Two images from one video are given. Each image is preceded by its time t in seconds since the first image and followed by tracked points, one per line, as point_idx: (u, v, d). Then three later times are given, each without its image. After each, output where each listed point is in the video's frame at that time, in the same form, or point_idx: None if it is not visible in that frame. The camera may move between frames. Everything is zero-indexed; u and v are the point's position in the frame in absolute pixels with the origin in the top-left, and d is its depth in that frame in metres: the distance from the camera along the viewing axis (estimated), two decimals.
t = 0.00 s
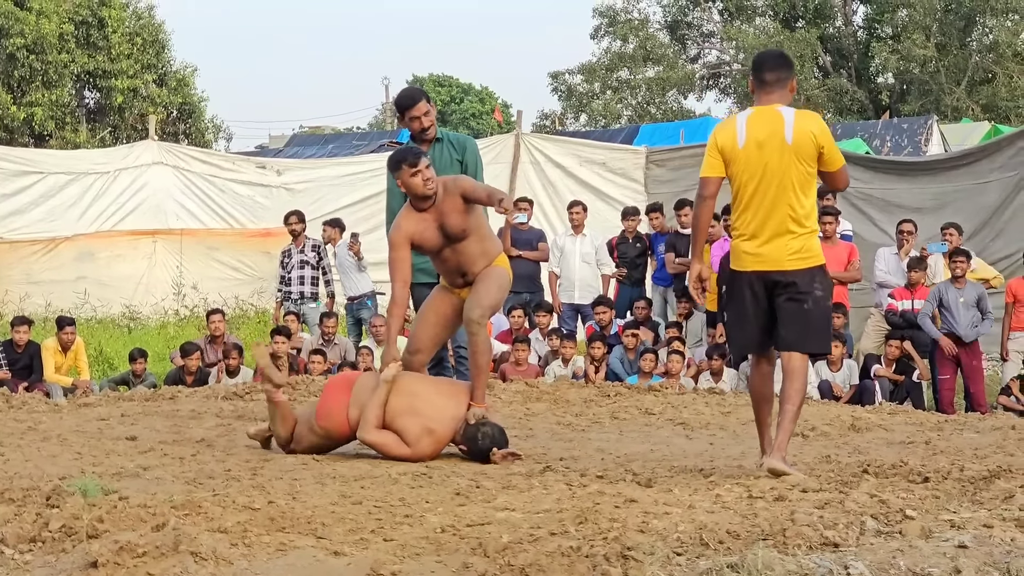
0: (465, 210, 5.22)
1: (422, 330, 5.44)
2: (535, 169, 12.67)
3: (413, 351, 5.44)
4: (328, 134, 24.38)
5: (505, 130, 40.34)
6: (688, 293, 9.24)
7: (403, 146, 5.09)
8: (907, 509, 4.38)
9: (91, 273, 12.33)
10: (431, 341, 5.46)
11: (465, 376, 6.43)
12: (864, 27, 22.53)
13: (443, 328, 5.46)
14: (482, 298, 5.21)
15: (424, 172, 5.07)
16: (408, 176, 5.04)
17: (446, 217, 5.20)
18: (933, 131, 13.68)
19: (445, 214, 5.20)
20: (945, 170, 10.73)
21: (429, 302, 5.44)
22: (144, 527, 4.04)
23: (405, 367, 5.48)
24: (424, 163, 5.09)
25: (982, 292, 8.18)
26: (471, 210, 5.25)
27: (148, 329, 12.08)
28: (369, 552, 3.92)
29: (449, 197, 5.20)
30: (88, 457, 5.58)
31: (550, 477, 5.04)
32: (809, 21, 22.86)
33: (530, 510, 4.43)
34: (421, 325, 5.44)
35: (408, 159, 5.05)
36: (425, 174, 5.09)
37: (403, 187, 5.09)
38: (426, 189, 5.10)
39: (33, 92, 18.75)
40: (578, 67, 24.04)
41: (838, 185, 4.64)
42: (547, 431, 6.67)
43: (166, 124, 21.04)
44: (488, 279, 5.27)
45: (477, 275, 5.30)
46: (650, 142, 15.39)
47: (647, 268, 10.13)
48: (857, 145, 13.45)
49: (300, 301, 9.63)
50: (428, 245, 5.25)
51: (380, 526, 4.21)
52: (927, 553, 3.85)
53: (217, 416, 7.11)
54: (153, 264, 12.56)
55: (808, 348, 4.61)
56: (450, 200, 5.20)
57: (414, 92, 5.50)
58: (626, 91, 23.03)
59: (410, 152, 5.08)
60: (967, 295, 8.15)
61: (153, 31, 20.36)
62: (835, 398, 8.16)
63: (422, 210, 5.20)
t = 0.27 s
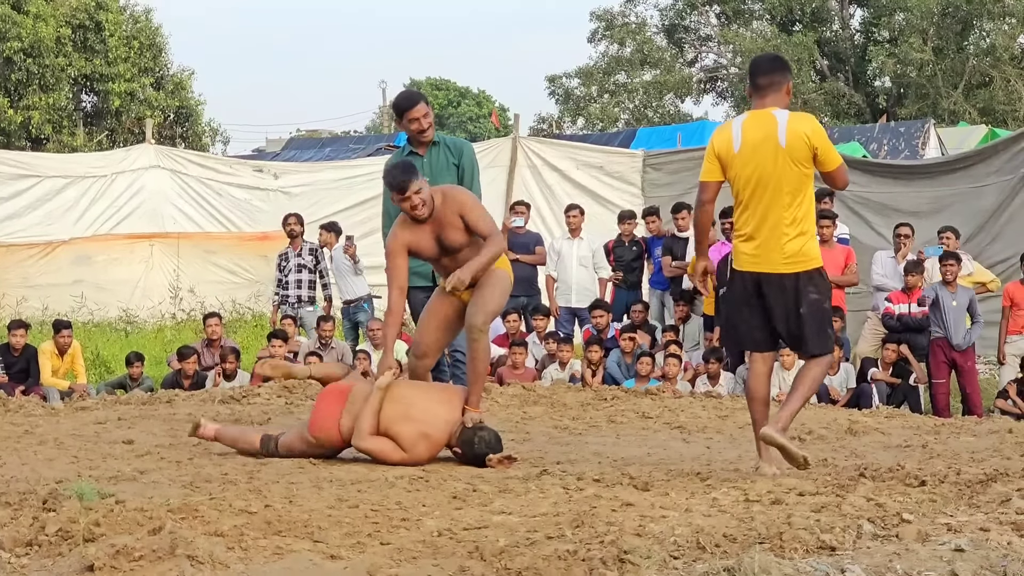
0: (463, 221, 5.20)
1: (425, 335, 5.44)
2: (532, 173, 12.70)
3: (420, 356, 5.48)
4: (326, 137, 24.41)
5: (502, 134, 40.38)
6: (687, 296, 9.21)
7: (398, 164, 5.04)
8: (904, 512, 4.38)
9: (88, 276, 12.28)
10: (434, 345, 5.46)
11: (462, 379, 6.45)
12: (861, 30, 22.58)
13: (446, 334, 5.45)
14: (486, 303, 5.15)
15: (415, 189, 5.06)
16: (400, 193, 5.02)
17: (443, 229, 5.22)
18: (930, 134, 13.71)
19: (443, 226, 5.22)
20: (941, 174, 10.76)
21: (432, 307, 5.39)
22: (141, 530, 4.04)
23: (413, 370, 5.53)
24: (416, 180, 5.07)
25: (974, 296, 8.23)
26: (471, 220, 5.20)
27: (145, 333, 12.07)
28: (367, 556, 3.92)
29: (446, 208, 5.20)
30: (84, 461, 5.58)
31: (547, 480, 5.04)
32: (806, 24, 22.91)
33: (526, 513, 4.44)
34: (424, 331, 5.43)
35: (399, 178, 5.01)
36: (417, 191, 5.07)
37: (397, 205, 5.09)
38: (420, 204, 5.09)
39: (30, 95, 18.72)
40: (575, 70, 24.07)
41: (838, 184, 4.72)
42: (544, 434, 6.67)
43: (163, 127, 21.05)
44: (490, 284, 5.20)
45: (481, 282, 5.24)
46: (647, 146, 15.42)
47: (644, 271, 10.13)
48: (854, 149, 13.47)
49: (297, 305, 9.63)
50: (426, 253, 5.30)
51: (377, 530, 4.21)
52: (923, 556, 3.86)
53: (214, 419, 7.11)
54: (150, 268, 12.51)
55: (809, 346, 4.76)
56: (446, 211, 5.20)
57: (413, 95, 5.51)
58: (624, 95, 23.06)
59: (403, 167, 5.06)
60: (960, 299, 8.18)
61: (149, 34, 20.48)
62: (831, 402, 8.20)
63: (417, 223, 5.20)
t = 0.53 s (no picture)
0: (463, 229, 5.16)
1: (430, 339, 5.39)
2: (533, 176, 12.67)
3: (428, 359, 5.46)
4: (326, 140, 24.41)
5: (501, 137, 40.39)
6: (687, 299, 9.23)
7: (398, 180, 4.94)
8: (905, 515, 4.38)
9: (88, 279, 12.31)
10: (440, 347, 5.41)
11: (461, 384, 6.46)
12: (861, 33, 22.61)
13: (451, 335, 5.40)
14: (484, 309, 5.15)
15: (416, 203, 4.99)
16: (402, 210, 4.93)
17: (442, 238, 5.20)
18: (930, 137, 13.72)
19: (442, 233, 5.19)
20: (942, 177, 10.77)
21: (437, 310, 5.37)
22: (141, 534, 4.03)
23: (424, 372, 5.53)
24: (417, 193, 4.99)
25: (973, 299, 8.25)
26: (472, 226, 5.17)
27: (145, 336, 12.07)
28: (367, 559, 3.92)
29: (446, 216, 5.16)
30: (85, 464, 5.57)
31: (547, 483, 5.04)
32: (806, 28, 22.94)
33: (527, 516, 4.43)
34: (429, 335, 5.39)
35: (402, 195, 4.90)
36: (417, 206, 5.00)
37: (398, 222, 5.02)
38: (421, 215, 5.04)
39: (30, 98, 18.70)
40: (575, 73, 24.06)
41: (852, 190, 4.72)
42: (545, 437, 6.67)
43: (163, 131, 21.05)
44: (491, 288, 5.23)
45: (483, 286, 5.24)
46: (647, 149, 15.43)
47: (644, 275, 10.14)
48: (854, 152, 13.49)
49: (297, 308, 9.62)
50: (426, 259, 5.28)
51: (378, 533, 4.20)
52: (924, 559, 3.85)
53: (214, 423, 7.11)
54: (150, 271, 12.54)
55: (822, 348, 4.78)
56: (446, 219, 5.16)
57: (409, 99, 5.46)
58: (624, 98, 23.06)
59: (405, 181, 4.96)
60: (958, 302, 8.22)
61: (149, 38, 20.48)
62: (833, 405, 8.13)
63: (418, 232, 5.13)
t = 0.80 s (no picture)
0: (456, 234, 5.16)
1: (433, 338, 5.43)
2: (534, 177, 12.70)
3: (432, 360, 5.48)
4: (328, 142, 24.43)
5: (503, 138, 40.39)
6: (689, 300, 9.23)
7: (389, 191, 4.95)
8: (907, 516, 4.38)
9: (90, 281, 12.33)
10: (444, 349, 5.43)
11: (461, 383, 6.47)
12: (863, 34, 22.59)
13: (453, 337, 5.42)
14: (479, 310, 5.15)
15: (408, 211, 5.00)
16: (394, 218, 4.95)
17: (438, 243, 5.21)
18: (932, 138, 13.71)
19: (438, 239, 5.20)
20: (944, 178, 10.76)
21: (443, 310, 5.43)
22: (143, 536, 4.04)
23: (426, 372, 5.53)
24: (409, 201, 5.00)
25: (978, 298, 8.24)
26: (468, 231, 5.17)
27: (146, 338, 12.08)
28: (369, 561, 3.92)
29: (441, 222, 5.16)
30: (87, 466, 5.57)
31: (549, 485, 5.04)
32: (808, 29, 22.94)
33: (529, 518, 4.43)
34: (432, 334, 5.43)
35: (392, 203, 4.93)
36: (410, 213, 5.01)
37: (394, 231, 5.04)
38: (414, 221, 5.05)
39: (32, 100, 18.72)
40: (577, 75, 24.05)
41: (880, 200, 4.79)
42: (547, 439, 6.66)
43: (165, 132, 21.06)
44: (489, 290, 5.20)
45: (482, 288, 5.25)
46: (649, 150, 15.43)
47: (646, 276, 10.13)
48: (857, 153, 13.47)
49: (299, 309, 9.62)
50: (425, 263, 5.30)
51: (380, 534, 4.20)
52: (926, 561, 3.85)
53: (216, 424, 7.11)
54: (152, 272, 12.55)
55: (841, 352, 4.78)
56: (440, 226, 5.16)
57: (397, 107, 5.49)
58: (625, 99, 23.06)
59: (395, 190, 4.98)
60: (964, 301, 8.18)
61: (151, 40, 20.47)
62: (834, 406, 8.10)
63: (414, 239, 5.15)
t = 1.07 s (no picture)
0: (447, 234, 5.16)
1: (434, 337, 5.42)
2: (535, 178, 12.70)
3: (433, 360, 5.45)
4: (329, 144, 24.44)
5: (504, 140, 40.39)
6: (690, 301, 9.23)
7: (380, 190, 4.99)
8: (909, 517, 4.38)
9: (91, 283, 12.35)
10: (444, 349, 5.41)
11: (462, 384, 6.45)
12: (864, 35, 22.59)
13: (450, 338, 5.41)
14: (479, 312, 5.16)
15: (399, 209, 5.02)
16: (386, 216, 4.99)
17: (431, 244, 5.22)
18: (933, 139, 13.72)
19: (431, 241, 5.22)
20: (945, 179, 10.75)
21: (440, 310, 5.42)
22: (145, 537, 4.04)
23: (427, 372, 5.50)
24: (401, 199, 5.03)
25: (994, 300, 8.19)
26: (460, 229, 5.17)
27: (148, 339, 12.09)
28: (371, 562, 3.92)
29: (433, 221, 5.17)
30: (89, 468, 5.58)
31: (551, 486, 5.04)
32: (809, 30, 22.94)
33: (531, 519, 4.43)
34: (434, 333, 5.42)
35: (383, 200, 4.97)
36: (402, 212, 5.04)
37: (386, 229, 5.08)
38: (406, 220, 5.07)
39: (33, 102, 18.71)
40: (578, 76, 24.05)
41: (900, 201, 4.84)
42: (549, 440, 6.66)
43: (166, 134, 21.08)
44: (487, 291, 5.22)
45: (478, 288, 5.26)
46: (650, 151, 15.43)
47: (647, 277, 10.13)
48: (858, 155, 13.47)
49: (301, 311, 9.64)
50: (420, 264, 5.30)
51: (382, 536, 4.21)
52: (929, 561, 3.85)
53: (218, 426, 7.11)
54: (153, 274, 12.55)
55: (852, 349, 4.80)
56: (432, 226, 5.17)
57: (386, 109, 5.52)
58: (626, 100, 23.08)
59: (387, 188, 5.02)
60: (978, 303, 8.14)
61: (152, 41, 20.47)
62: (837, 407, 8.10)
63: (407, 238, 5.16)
